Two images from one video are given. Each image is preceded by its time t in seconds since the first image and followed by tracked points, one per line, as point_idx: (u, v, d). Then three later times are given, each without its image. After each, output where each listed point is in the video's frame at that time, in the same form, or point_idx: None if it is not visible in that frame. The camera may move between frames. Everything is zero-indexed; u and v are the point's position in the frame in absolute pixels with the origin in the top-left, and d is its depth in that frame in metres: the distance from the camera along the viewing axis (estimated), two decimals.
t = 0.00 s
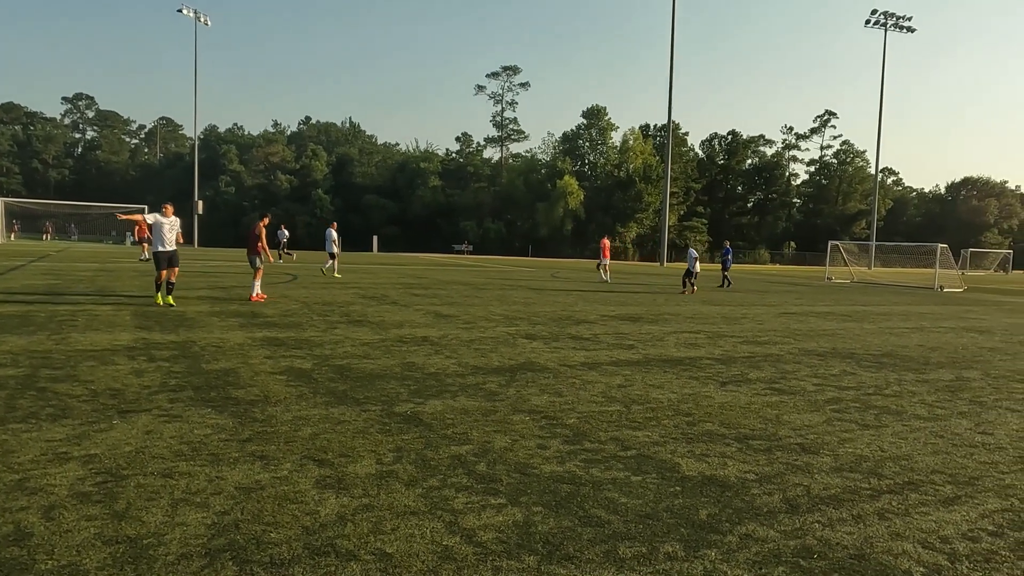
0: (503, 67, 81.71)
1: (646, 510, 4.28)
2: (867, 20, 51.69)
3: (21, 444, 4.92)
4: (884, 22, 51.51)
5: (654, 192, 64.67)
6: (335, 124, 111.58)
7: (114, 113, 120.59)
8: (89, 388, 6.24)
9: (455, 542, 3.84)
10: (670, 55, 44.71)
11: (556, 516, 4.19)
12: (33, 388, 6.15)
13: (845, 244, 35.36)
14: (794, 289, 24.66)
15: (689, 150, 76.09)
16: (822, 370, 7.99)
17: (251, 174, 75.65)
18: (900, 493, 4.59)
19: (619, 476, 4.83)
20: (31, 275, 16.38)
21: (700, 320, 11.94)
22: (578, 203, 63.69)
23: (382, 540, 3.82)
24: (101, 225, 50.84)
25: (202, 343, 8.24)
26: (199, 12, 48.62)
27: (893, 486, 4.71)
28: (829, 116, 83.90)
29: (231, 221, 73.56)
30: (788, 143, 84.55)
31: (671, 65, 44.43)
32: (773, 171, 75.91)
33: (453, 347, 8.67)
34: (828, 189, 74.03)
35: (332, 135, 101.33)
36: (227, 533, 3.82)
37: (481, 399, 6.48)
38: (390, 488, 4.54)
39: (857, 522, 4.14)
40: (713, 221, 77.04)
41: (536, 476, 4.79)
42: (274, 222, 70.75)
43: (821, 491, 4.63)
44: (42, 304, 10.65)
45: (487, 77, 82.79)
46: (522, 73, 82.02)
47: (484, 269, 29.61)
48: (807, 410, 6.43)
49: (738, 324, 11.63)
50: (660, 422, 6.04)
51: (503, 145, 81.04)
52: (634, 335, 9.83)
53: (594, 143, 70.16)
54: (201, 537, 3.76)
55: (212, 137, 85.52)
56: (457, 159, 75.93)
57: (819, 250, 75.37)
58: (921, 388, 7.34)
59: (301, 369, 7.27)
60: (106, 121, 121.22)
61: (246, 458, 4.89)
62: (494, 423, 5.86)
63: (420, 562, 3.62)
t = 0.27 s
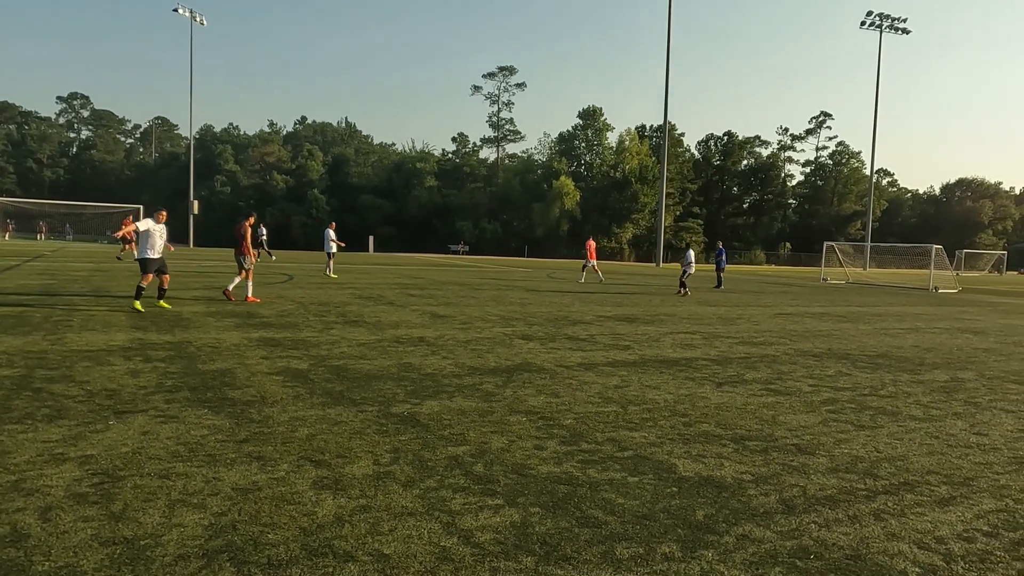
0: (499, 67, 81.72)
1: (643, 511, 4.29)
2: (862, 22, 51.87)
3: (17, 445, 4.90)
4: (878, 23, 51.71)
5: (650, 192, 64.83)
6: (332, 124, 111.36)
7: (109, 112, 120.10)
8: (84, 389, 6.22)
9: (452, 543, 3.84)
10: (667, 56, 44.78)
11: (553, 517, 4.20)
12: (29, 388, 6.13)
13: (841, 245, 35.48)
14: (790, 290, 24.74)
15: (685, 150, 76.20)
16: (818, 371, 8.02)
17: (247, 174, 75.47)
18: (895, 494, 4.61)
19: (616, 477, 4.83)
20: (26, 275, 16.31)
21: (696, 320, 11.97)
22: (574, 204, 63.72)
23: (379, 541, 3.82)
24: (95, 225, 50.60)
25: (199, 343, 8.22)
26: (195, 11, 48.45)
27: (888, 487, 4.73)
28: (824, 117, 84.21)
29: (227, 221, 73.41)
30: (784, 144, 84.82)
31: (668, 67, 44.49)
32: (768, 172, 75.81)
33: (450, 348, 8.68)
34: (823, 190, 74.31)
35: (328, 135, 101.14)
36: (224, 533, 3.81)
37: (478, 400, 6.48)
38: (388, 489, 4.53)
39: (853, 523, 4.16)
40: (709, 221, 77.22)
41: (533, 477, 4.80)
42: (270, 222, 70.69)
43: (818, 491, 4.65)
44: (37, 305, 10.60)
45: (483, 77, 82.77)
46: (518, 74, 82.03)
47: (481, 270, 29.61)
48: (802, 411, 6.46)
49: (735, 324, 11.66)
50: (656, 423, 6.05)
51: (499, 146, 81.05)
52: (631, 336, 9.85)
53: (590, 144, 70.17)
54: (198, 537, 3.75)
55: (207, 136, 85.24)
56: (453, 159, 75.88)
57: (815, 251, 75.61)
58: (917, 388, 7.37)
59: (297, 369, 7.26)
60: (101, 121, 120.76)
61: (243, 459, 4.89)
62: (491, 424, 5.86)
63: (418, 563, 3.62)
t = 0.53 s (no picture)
0: (496, 68, 81.77)
1: (640, 512, 4.30)
2: (859, 24, 52.01)
3: (14, 446, 4.89)
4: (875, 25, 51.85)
5: (648, 193, 64.90)
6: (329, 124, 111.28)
7: (106, 112, 119.82)
8: (81, 390, 6.21)
9: (450, 544, 3.84)
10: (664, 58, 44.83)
11: (550, 519, 4.20)
12: (26, 389, 6.12)
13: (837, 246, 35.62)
14: (786, 291, 24.83)
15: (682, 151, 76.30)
16: (813, 372, 8.05)
17: (244, 174, 75.37)
18: (891, 495, 4.63)
19: (612, 478, 4.85)
20: (22, 275, 16.26)
21: (693, 322, 11.99)
22: (571, 205, 63.78)
23: (376, 542, 3.83)
24: (92, 225, 50.54)
25: (196, 343, 8.22)
26: (192, 12, 48.34)
27: (884, 488, 4.75)
28: (821, 118, 84.49)
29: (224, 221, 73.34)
30: (781, 146, 85.08)
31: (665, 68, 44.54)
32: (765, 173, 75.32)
33: (447, 349, 8.67)
34: (820, 191, 74.57)
35: (325, 135, 101.12)
36: (221, 535, 3.81)
37: (475, 401, 6.49)
38: (385, 490, 4.54)
39: (849, 524, 4.18)
40: (706, 222, 77.34)
41: (530, 478, 4.81)
42: (267, 223, 70.67)
43: (814, 493, 4.66)
44: (33, 305, 10.57)
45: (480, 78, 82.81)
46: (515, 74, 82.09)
47: (478, 270, 29.66)
48: (798, 412, 6.48)
49: (731, 325, 11.69)
50: (653, 424, 6.06)
51: (497, 146, 81.10)
52: (628, 338, 9.85)
53: (587, 145, 70.21)
54: (196, 538, 3.75)
55: (204, 136, 85.09)
56: (451, 159, 75.86)
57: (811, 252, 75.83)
58: (912, 390, 7.39)
59: (295, 370, 7.27)
60: (98, 121, 120.50)
61: (240, 460, 4.88)
62: (488, 425, 5.87)
63: (415, 565, 3.62)
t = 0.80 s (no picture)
0: (497, 69, 81.87)
1: (638, 513, 4.30)
2: (859, 26, 52.01)
3: (13, 446, 4.90)
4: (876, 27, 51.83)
5: (648, 195, 64.94)
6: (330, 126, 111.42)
7: (107, 113, 120.00)
8: (80, 390, 6.21)
9: (447, 545, 3.85)
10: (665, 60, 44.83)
11: (548, 520, 4.20)
12: (26, 389, 6.13)
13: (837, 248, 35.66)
14: (786, 293, 24.87)
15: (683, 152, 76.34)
16: (812, 374, 8.05)
17: (245, 175, 75.47)
18: (889, 497, 4.62)
19: (611, 479, 4.85)
20: (23, 276, 16.29)
21: (693, 323, 12.01)
22: (571, 206, 63.80)
23: (374, 543, 3.83)
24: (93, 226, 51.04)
25: (196, 344, 8.24)
26: (193, 12, 48.34)
27: (882, 489, 4.75)
28: (822, 120, 84.58)
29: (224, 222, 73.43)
30: (781, 147, 85.16)
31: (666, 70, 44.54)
32: (766, 175, 75.75)
33: (447, 349, 8.69)
34: (820, 192, 74.64)
35: (326, 136, 101.26)
36: (219, 535, 3.82)
37: (474, 402, 6.50)
38: (383, 491, 4.55)
39: (847, 526, 4.17)
40: (706, 224, 77.35)
41: (528, 479, 4.81)
42: (268, 224, 70.77)
43: (813, 494, 4.65)
44: (32, 306, 10.60)
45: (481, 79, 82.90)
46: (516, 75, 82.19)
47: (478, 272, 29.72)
48: (797, 414, 6.48)
49: (730, 327, 11.70)
50: (652, 426, 6.06)
51: (498, 148, 81.19)
52: (627, 339, 9.86)
53: (587, 146, 70.24)
54: (194, 539, 3.76)
55: (205, 137, 85.18)
56: (451, 160, 75.92)
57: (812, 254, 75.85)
58: (912, 392, 7.39)
59: (294, 371, 7.29)
60: (99, 122, 120.69)
61: (238, 461, 4.89)
62: (487, 426, 5.88)
63: (414, 565, 3.63)
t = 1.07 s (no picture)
0: (505, 71, 81.90)
1: (644, 516, 4.29)
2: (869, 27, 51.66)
3: (24, 445, 4.94)
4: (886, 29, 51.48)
5: (657, 196, 64.77)
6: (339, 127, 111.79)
7: (118, 114, 120.84)
8: (90, 390, 6.25)
9: (453, 546, 3.85)
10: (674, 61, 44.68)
11: (554, 522, 4.20)
12: (35, 389, 6.17)
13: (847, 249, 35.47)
14: (795, 295, 24.75)
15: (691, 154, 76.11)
16: (821, 377, 8.00)
17: (254, 176, 75.77)
18: (898, 500, 4.59)
19: (618, 482, 4.83)
20: (34, 276, 16.42)
21: (700, 325, 11.96)
22: (579, 208, 63.71)
23: (381, 543, 3.84)
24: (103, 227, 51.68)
25: (204, 344, 8.29)
26: (203, 14, 48.56)
27: (891, 493, 4.72)
28: (832, 122, 84.13)
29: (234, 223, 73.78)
30: (791, 149, 84.83)
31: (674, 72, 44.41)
32: (775, 177, 75.75)
33: (454, 351, 8.69)
34: (830, 194, 74.29)
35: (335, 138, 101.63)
36: (227, 535, 3.83)
37: (481, 404, 6.50)
38: (389, 492, 4.56)
39: (855, 529, 4.15)
40: (715, 225, 77.01)
41: (535, 481, 4.80)
42: (277, 225, 71.05)
43: (820, 498, 4.63)
44: (43, 306, 10.67)
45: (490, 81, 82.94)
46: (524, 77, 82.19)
47: (486, 273, 29.76)
48: (805, 417, 6.44)
49: (739, 329, 11.64)
50: (659, 428, 6.04)
51: (506, 149, 81.22)
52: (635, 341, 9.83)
53: (596, 148, 70.12)
54: (201, 539, 3.77)
55: (215, 139, 85.62)
56: (460, 162, 76.00)
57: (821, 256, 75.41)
58: (922, 395, 7.33)
59: (302, 371, 7.32)
60: (110, 123, 121.55)
61: (246, 461, 4.91)
62: (493, 427, 5.89)
63: (420, 566, 3.63)
